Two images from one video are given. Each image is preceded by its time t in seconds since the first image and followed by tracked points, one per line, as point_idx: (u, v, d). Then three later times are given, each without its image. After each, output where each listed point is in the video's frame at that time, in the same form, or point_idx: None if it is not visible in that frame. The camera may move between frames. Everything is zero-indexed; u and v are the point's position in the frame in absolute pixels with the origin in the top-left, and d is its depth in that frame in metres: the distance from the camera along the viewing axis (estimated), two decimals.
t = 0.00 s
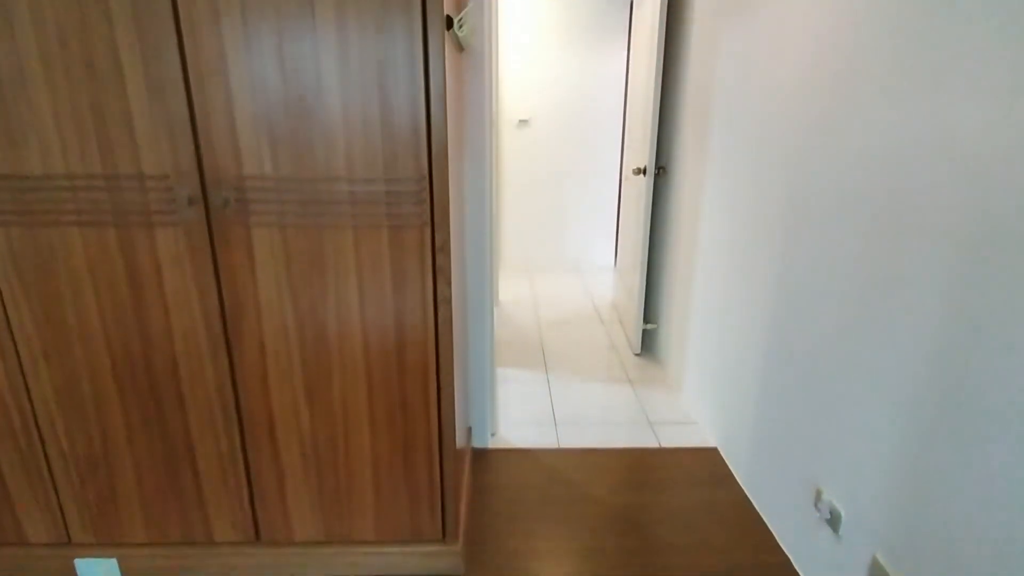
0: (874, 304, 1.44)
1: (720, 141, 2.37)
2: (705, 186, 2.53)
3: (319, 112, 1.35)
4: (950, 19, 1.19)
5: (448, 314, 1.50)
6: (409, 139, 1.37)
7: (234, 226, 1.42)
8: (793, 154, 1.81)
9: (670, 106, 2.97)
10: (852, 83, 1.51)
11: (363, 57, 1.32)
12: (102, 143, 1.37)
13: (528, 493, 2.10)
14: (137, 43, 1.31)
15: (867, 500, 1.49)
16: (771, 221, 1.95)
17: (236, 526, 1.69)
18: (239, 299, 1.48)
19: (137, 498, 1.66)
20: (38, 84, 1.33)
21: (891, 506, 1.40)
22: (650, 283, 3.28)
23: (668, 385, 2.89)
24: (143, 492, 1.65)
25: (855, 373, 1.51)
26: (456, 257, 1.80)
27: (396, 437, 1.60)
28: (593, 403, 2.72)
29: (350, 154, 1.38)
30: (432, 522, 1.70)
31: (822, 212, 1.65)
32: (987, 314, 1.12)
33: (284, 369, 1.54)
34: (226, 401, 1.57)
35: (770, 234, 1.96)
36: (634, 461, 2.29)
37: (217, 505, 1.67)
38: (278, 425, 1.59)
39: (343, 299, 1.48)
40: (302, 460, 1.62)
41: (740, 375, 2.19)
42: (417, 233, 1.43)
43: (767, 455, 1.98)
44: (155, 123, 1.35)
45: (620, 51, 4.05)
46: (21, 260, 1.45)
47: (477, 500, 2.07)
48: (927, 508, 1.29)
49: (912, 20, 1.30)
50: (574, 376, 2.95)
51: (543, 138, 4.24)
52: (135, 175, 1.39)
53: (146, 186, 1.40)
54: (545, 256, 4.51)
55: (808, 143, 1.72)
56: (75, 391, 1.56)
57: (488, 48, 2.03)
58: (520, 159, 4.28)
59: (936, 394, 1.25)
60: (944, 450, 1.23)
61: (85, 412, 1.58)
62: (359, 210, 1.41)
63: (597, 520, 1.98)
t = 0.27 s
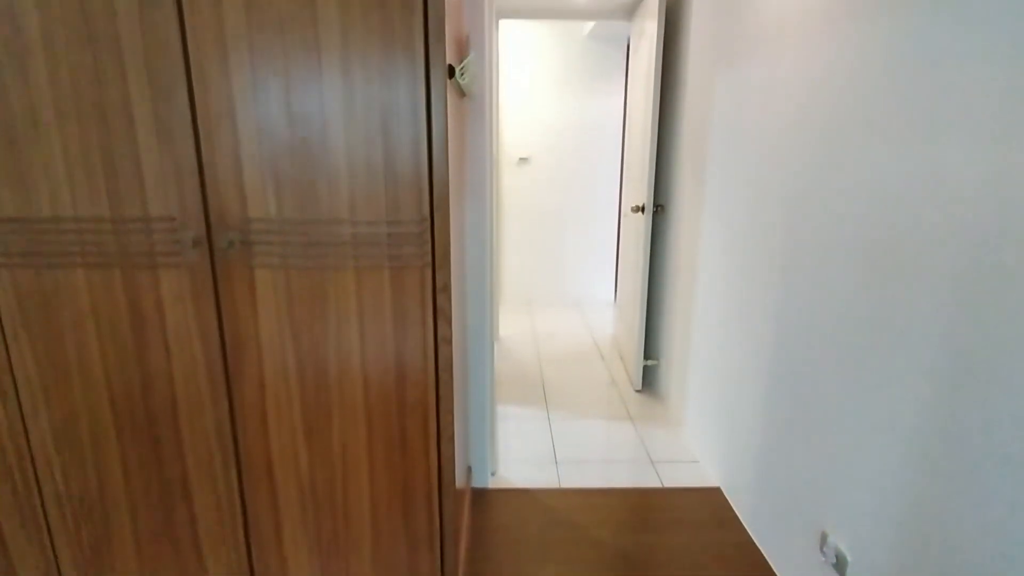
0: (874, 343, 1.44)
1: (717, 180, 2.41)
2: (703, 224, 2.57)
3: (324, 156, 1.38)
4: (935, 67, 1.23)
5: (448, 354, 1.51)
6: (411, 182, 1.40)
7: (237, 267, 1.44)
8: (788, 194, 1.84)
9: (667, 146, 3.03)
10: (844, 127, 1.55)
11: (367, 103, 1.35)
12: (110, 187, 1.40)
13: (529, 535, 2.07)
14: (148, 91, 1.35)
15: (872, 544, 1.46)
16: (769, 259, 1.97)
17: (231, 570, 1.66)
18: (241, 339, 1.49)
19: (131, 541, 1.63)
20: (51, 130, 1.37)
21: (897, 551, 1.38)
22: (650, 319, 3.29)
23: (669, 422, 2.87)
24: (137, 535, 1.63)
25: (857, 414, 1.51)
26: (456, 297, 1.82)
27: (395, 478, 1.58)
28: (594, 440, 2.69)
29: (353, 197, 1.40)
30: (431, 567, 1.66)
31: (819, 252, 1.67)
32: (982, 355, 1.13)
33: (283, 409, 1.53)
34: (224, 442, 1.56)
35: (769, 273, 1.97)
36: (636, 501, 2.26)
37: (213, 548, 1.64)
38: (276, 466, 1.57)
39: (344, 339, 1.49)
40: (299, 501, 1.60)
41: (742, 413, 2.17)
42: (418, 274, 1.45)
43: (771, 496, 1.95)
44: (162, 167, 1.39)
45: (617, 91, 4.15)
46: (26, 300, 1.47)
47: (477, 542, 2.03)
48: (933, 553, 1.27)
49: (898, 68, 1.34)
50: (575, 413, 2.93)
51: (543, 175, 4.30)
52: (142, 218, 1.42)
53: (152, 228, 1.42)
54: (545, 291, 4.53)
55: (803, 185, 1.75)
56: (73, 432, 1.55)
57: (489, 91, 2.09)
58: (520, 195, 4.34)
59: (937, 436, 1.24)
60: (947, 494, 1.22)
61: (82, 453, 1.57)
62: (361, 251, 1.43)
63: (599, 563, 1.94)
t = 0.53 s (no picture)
0: (876, 378, 1.44)
1: (715, 213, 2.44)
2: (701, 256, 2.58)
3: (326, 194, 1.40)
4: (925, 106, 1.26)
5: (448, 389, 1.50)
6: (412, 219, 1.42)
7: (238, 304, 1.45)
8: (786, 228, 1.86)
9: (665, 179, 3.07)
10: (838, 163, 1.57)
11: (370, 142, 1.38)
12: (115, 224, 1.42)
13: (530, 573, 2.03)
14: (155, 130, 1.38)
15: None
16: (769, 293, 1.98)
17: None
18: (241, 375, 1.49)
19: None
20: (59, 168, 1.39)
21: None
22: (650, 351, 3.28)
23: (672, 456, 2.84)
24: None
25: (860, 449, 1.49)
26: (457, 331, 1.82)
27: (394, 516, 1.56)
28: (596, 475, 2.66)
29: (355, 233, 1.42)
30: None
31: (819, 286, 1.68)
32: (982, 391, 1.13)
33: (282, 445, 1.52)
34: (221, 479, 1.54)
35: (768, 306, 1.98)
36: (638, 538, 2.22)
37: None
38: (273, 503, 1.55)
39: (344, 375, 1.48)
40: (296, 540, 1.58)
41: (744, 447, 2.15)
42: (419, 309, 1.45)
43: (775, 533, 1.92)
44: (167, 205, 1.41)
45: (615, 126, 4.22)
46: (28, 337, 1.47)
47: None
48: None
49: (890, 107, 1.37)
50: (576, 447, 2.90)
51: (543, 208, 4.35)
52: (145, 255, 1.43)
53: (155, 265, 1.43)
54: (545, 322, 4.53)
55: (801, 220, 1.77)
56: (69, 469, 1.54)
57: (489, 130, 2.13)
58: (520, 227, 4.37)
59: (940, 473, 1.23)
60: (953, 533, 1.20)
61: (77, 491, 1.55)
62: (362, 287, 1.44)
63: None
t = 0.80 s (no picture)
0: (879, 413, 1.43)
1: (713, 245, 2.45)
2: (701, 287, 2.59)
3: (329, 230, 1.42)
4: (919, 143, 1.28)
5: (448, 425, 1.49)
6: (413, 254, 1.43)
7: (239, 339, 1.45)
8: (785, 261, 1.87)
9: (663, 210, 3.10)
10: (836, 198, 1.60)
11: (373, 179, 1.40)
12: (119, 260, 1.43)
13: None
14: (161, 167, 1.40)
15: None
16: (769, 325, 1.98)
17: None
18: (240, 411, 1.48)
19: None
20: (64, 204, 1.41)
21: None
22: (652, 382, 3.27)
23: (675, 489, 2.80)
24: None
25: (866, 486, 1.48)
26: (457, 365, 1.82)
27: (392, 555, 1.53)
28: (598, 510, 2.62)
29: (357, 268, 1.43)
30: None
31: (820, 319, 1.68)
32: (985, 428, 1.12)
33: (280, 483, 1.51)
34: (218, 517, 1.52)
35: (769, 338, 1.98)
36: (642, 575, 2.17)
37: None
38: (270, 542, 1.53)
39: (344, 410, 1.48)
40: None
41: (748, 481, 2.13)
42: (419, 344, 1.45)
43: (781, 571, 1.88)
44: (171, 241, 1.42)
45: (614, 158, 4.28)
46: (28, 373, 1.47)
47: None
48: None
49: (884, 144, 1.39)
50: (578, 480, 2.87)
51: (543, 238, 4.38)
52: (147, 291, 1.44)
53: (157, 300, 1.44)
54: (546, 352, 4.52)
55: (800, 253, 1.79)
56: (64, 506, 1.52)
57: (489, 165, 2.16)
58: (520, 257, 4.40)
59: (946, 510, 1.22)
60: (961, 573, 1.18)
61: (72, 530, 1.53)
62: (363, 322, 1.45)
63: None
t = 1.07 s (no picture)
0: (883, 451, 1.42)
1: (712, 279, 2.47)
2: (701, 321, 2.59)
3: (331, 269, 1.43)
4: (915, 182, 1.30)
5: (448, 464, 1.48)
6: (414, 292, 1.44)
7: (239, 377, 1.45)
8: (785, 296, 1.88)
9: (662, 244, 3.12)
10: (833, 235, 1.61)
11: (375, 218, 1.42)
12: (121, 299, 1.44)
13: None
14: (166, 208, 1.42)
15: None
16: (770, 360, 1.98)
17: None
18: (238, 450, 1.47)
19: None
20: (69, 244, 1.42)
21: None
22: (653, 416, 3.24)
23: (678, 527, 2.75)
24: None
25: (872, 526, 1.45)
26: (457, 402, 1.81)
27: None
28: (600, 548, 2.57)
29: (358, 306, 1.44)
30: None
31: (821, 355, 1.68)
32: (991, 468, 1.11)
33: (277, 524, 1.48)
34: (213, 559, 1.50)
35: (770, 373, 1.97)
36: None
37: None
38: None
39: (343, 449, 1.47)
40: None
41: (753, 519, 2.09)
42: (420, 382, 1.45)
43: None
44: (174, 280, 1.43)
45: (613, 191, 4.33)
46: (26, 412, 1.46)
47: None
48: None
49: (880, 182, 1.42)
50: (580, 518, 2.82)
51: (543, 271, 4.40)
52: (149, 329, 1.44)
53: (158, 339, 1.44)
54: (546, 385, 4.50)
55: (799, 289, 1.79)
56: (57, 549, 1.50)
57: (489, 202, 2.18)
58: (520, 290, 4.41)
59: (955, 553, 1.20)
60: None
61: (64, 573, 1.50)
62: (363, 360, 1.45)
63: None
